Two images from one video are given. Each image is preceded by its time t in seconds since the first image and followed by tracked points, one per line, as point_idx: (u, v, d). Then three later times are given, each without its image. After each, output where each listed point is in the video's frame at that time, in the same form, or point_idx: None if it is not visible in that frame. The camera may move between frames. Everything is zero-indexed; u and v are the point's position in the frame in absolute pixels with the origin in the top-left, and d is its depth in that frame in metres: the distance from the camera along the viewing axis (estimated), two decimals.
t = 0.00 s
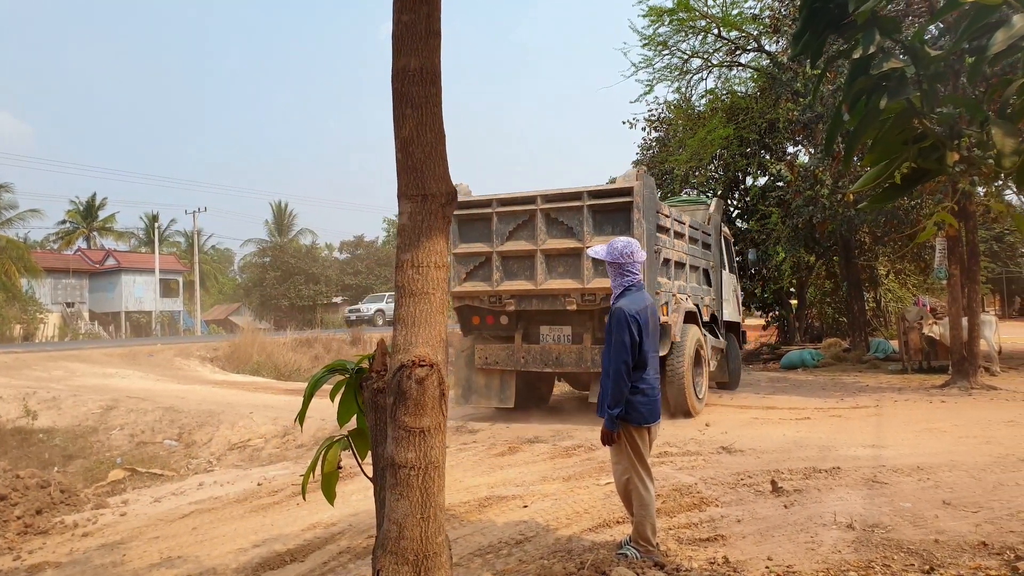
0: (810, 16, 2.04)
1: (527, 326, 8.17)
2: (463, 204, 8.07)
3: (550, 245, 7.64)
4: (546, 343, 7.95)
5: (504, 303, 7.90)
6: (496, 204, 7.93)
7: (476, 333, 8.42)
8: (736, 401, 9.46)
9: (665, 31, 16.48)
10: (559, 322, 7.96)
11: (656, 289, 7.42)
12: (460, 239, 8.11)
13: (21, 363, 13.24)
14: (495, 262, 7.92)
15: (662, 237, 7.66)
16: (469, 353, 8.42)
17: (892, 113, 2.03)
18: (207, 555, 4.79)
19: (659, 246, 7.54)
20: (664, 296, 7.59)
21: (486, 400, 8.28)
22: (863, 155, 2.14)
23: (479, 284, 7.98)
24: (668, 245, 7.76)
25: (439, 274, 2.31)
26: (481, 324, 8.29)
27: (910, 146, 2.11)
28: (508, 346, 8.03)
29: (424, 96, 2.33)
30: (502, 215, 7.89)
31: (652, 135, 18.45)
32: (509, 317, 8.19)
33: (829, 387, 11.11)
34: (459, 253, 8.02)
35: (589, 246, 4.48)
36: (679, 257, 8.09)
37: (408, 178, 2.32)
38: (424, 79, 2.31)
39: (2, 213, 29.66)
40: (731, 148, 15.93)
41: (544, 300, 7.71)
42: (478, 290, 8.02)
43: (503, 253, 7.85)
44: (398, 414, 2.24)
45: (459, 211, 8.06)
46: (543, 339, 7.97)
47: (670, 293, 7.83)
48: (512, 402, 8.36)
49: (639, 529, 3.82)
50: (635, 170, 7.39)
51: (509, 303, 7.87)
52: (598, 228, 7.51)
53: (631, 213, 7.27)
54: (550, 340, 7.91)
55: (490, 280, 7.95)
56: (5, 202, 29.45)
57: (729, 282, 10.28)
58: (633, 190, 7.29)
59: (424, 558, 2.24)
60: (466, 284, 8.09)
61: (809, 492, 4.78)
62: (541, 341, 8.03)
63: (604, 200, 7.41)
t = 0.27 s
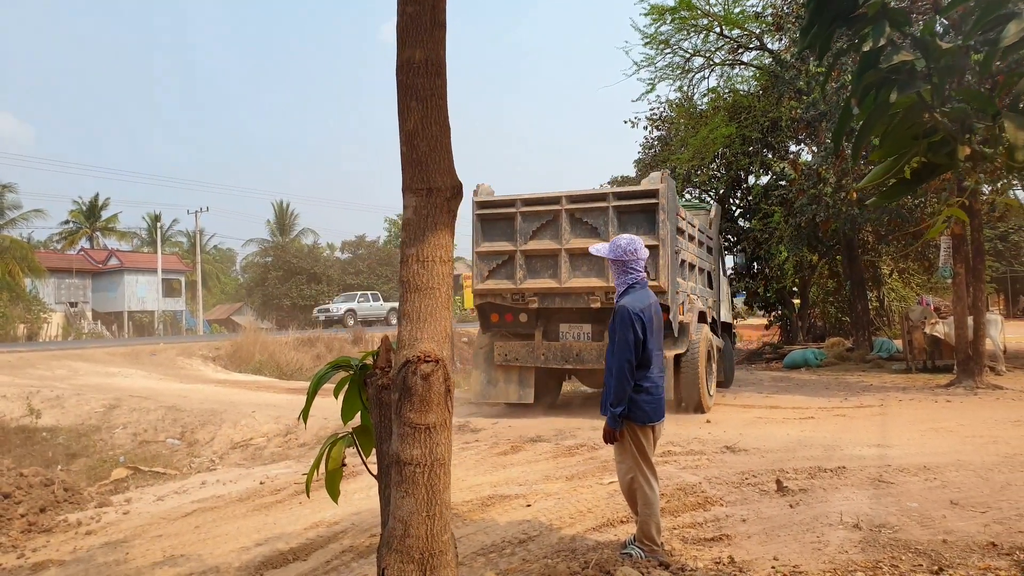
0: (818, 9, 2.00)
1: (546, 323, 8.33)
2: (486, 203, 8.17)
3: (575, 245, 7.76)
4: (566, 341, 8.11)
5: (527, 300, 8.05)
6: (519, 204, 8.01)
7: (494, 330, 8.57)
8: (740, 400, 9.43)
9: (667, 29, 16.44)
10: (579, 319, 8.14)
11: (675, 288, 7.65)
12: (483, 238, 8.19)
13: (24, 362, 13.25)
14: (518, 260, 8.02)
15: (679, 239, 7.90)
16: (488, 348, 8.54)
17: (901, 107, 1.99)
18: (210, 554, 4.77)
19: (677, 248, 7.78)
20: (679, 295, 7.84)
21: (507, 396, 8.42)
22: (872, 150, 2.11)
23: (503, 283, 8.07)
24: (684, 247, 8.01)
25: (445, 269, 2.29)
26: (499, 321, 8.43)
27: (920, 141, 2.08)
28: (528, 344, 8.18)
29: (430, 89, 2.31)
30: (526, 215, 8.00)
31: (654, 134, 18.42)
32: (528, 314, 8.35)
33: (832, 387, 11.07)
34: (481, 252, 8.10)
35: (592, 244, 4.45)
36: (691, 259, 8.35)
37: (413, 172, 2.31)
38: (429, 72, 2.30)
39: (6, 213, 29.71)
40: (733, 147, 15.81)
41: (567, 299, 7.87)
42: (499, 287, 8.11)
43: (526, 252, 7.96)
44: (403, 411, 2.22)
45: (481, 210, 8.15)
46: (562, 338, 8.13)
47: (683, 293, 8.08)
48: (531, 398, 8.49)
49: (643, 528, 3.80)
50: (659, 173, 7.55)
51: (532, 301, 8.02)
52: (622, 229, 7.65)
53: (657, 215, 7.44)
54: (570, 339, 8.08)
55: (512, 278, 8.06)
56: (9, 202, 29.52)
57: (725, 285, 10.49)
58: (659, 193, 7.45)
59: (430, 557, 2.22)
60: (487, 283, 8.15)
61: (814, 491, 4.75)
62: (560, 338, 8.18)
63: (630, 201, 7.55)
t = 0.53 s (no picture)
0: None
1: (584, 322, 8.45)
2: (526, 204, 8.26)
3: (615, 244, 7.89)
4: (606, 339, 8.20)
5: (567, 299, 8.14)
6: (559, 205, 8.12)
7: (531, 329, 8.67)
8: (768, 400, 9.32)
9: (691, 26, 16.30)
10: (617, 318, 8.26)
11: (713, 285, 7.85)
12: (523, 238, 8.29)
13: (56, 360, 13.47)
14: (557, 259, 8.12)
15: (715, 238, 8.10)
16: (525, 346, 8.64)
17: (941, 98, 1.93)
18: (239, 549, 4.80)
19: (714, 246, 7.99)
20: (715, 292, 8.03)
21: (546, 393, 8.52)
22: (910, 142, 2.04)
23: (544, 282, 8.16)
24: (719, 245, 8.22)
25: (474, 263, 2.27)
26: (537, 320, 8.55)
27: (961, 131, 2.02)
28: (568, 342, 8.26)
29: (459, 81, 2.30)
30: (566, 215, 8.12)
31: (678, 132, 18.27)
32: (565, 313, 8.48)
33: (863, 387, 10.90)
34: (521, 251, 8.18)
35: (617, 241, 4.41)
36: (724, 257, 8.54)
37: (442, 165, 2.29)
38: (458, 63, 2.28)
39: (38, 214, 30.27)
40: (759, 144, 15.59)
41: (608, 297, 7.99)
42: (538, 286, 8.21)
43: (566, 251, 8.07)
44: (434, 406, 2.20)
45: (521, 211, 8.25)
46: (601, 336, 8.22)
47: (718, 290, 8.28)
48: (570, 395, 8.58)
49: (672, 528, 3.75)
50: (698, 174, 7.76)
51: (573, 299, 8.11)
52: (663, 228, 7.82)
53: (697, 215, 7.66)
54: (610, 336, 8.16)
55: (552, 277, 8.17)
56: (41, 204, 30.07)
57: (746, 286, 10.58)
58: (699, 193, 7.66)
59: (461, 554, 2.20)
60: (527, 282, 8.25)
61: (848, 493, 4.66)
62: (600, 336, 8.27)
63: (671, 202, 7.73)
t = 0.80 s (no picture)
0: None
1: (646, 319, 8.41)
2: (588, 204, 8.22)
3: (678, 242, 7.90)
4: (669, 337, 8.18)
5: (631, 297, 8.14)
6: (622, 204, 8.10)
7: (592, 328, 8.61)
8: (825, 401, 9.11)
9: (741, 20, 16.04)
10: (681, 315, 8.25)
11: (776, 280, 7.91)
12: (584, 237, 8.23)
13: (118, 358, 13.89)
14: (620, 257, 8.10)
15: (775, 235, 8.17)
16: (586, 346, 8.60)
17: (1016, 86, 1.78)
18: (294, 545, 4.87)
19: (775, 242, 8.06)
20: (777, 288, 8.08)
21: (609, 389, 8.51)
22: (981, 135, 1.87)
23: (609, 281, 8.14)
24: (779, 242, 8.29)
25: (530, 261, 2.25)
26: (599, 319, 8.49)
27: None
28: (631, 340, 8.25)
29: (514, 77, 2.29)
30: (629, 215, 8.11)
31: (729, 129, 18.01)
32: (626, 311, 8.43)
33: (924, 388, 10.58)
34: (584, 251, 8.15)
35: (670, 239, 4.35)
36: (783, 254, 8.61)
37: (497, 162, 2.28)
38: (513, 60, 2.27)
39: (100, 218, 31.29)
40: (813, 140, 15.20)
41: (672, 294, 8.01)
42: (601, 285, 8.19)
43: (630, 250, 8.06)
44: (491, 405, 2.19)
45: (582, 210, 8.20)
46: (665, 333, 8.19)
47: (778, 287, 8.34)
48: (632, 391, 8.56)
49: (729, 532, 3.68)
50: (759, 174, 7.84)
51: (637, 297, 8.11)
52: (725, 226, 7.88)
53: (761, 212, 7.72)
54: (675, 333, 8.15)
55: (616, 275, 8.15)
56: (103, 207, 31.08)
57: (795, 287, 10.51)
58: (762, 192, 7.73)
59: (519, 554, 2.18)
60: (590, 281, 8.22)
61: (912, 498, 4.52)
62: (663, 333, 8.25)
63: (735, 200, 7.79)
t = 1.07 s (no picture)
0: None
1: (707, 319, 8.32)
2: (648, 206, 8.19)
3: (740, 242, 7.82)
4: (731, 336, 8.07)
5: (693, 297, 8.02)
6: (683, 205, 8.03)
7: (652, 329, 8.53)
8: (886, 404, 8.86)
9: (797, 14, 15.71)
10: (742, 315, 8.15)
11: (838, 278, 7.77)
12: (645, 238, 8.19)
13: (178, 357, 14.29)
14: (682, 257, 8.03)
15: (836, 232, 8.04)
16: (646, 347, 8.52)
17: None
18: (349, 543, 4.92)
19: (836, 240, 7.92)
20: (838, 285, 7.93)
21: (670, 389, 8.42)
22: None
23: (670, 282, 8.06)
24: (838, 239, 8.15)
25: (587, 260, 2.24)
26: (659, 319, 8.41)
27: None
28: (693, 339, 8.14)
29: (572, 76, 2.28)
30: (690, 215, 8.03)
31: (784, 126, 17.67)
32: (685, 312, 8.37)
33: (991, 392, 10.20)
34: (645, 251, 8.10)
35: (727, 237, 4.28)
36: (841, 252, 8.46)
37: (554, 161, 2.27)
38: (570, 58, 2.27)
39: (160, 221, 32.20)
40: (871, 135, 14.70)
41: (734, 293, 7.90)
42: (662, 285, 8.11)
43: (691, 250, 7.97)
44: (548, 404, 2.18)
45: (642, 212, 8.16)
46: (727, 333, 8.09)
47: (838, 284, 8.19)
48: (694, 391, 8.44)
49: (788, 536, 3.60)
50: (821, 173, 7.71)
51: (699, 297, 7.98)
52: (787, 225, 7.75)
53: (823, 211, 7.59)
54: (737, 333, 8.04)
55: (677, 276, 8.07)
56: (162, 211, 31.97)
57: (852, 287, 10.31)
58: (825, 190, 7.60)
59: (578, 554, 2.17)
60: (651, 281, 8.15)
61: (981, 505, 4.36)
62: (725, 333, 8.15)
63: (796, 199, 7.67)
